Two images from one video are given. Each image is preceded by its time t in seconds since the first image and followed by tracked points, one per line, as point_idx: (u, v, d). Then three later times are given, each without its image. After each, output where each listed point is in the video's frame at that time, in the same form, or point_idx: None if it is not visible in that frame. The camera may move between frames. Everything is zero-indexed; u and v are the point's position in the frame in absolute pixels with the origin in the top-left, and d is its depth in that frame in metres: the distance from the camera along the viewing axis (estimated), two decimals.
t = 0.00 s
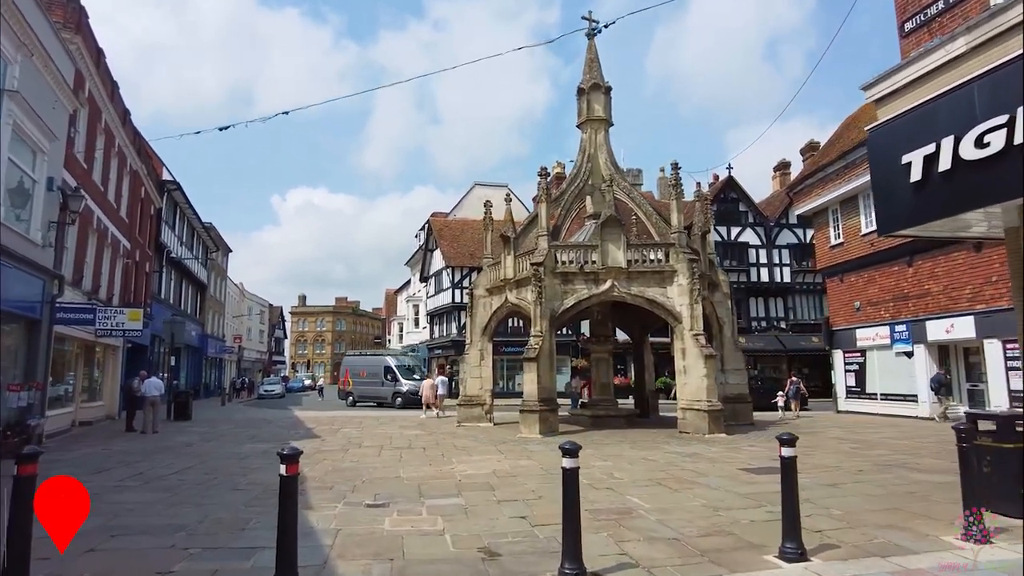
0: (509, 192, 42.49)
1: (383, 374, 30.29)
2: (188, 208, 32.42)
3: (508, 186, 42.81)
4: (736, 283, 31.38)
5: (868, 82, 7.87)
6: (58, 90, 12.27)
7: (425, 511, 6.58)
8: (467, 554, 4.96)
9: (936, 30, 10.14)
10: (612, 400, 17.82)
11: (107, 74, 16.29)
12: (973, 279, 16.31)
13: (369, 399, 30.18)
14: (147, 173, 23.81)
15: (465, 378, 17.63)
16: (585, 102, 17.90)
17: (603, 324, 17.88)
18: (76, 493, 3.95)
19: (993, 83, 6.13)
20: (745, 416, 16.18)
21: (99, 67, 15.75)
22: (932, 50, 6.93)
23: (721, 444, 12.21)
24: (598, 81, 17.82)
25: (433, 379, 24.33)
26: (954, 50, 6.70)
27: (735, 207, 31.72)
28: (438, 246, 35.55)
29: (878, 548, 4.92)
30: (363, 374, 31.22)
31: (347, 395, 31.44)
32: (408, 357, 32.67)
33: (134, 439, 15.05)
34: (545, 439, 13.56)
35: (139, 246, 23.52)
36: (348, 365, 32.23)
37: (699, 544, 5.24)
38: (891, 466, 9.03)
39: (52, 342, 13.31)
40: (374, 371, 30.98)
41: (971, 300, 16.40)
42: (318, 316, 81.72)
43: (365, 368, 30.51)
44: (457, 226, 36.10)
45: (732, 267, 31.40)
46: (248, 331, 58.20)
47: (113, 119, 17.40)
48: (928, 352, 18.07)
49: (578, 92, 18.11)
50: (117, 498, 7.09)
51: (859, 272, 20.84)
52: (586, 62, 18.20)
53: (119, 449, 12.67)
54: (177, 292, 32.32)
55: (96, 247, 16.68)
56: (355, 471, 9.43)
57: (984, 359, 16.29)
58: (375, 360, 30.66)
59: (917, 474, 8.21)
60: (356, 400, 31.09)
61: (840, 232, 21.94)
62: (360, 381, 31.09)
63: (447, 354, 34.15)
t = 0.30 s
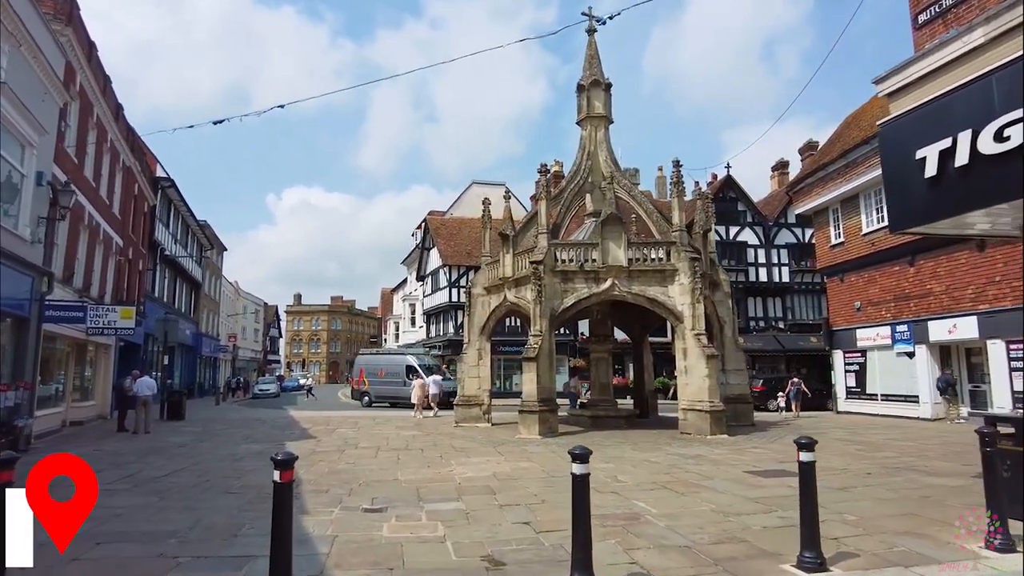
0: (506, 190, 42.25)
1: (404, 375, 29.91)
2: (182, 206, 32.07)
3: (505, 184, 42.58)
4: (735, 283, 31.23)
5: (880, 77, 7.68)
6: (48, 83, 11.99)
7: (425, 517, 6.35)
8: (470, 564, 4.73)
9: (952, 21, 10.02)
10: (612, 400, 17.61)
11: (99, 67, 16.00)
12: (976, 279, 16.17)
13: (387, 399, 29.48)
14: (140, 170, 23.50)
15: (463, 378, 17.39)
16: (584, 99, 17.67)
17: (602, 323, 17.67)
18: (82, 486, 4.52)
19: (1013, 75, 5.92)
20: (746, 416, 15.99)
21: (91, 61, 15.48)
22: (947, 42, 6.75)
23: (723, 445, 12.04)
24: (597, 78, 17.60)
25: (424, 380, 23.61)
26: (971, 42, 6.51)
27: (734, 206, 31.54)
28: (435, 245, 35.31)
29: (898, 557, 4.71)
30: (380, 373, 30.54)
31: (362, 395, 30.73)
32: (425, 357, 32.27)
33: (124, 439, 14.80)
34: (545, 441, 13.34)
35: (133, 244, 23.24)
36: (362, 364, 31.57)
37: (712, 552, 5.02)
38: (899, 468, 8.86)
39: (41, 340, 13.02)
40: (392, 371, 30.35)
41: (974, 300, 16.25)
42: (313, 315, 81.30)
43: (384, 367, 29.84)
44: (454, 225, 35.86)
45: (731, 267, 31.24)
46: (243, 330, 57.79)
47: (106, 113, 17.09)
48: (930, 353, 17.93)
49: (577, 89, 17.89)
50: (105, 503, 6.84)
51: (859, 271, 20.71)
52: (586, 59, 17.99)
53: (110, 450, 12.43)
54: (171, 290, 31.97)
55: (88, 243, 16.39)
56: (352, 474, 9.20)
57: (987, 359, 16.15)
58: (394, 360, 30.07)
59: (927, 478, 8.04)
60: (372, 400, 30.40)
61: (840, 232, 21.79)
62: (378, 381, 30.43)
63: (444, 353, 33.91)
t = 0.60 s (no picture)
0: (500, 189, 42.05)
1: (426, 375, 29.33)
2: (173, 204, 31.70)
3: (500, 183, 42.39)
4: (730, 283, 31.13)
5: (885, 71, 7.56)
6: (35, 76, 11.70)
7: (421, 521, 6.15)
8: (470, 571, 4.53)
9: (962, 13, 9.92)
10: (608, 400, 17.46)
11: (87, 62, 15.71)
12: (973, 279, 16.10)
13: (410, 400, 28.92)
14: (130, 167, 23.16)
15: (458, 377, 17.18)
16: (581, 96, 17.50)
17: (598, 322, 17.51)
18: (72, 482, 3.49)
19: None
20: (743, 416, 15.87)
21: (78, 55, 15.18)
22: (957, 34, 6.62)
23: (722, 445, 11.91)
24: (594, 75, 17.42)
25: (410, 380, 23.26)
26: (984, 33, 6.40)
27: (729, 206, 31.46)
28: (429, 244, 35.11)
29: (914, 564, 4.54)
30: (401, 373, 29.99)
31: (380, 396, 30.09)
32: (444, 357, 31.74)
33: (113, 440, 14.51)
34: (541, 442, 13.16)
35: (122, 242, 22.90)
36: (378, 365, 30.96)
37: (720, 559, 4.84)
38: (903, 470, 8.71)
39: (26, 340, 12.69)
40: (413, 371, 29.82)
41: (972, 300, 16.17)
42: (306, 315, 80.87)
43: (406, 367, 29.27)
44: (448, 224, 35.67)
45: (726, 267, 31.20)
46: (235, 329, 57.37)
47: (94, 107, 16.76)
48: (928, 352, 17.85)
49: (574, 86, 17.73)
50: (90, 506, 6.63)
51: (856, 271, 20.64)
52: (583, 56, 17.83)
53: (98, 452, 12.15)
54: (162, 289, 31.60)
55: (75, 240, 16.07)
56: (345, 476, 8.99)
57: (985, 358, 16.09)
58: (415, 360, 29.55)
59: (932, 479, 7.90)
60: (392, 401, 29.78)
61: (837, 232, 21.73)
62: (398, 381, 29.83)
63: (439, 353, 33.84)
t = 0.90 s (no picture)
0: (497, 189, 41.84)
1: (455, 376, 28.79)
2: (166, 203, 31.34)
3: (496, 183, 42.18)
4: (727, 283, 31.00)
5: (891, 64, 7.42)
6: (23, 70, 11.45)
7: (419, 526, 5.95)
8: None
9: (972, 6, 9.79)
10: (606, 401, 17.29)
11: (77, 57, 15.45)
12: (973, 278, 15.98)
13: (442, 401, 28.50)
14: (122, 165, 22.84)
15: (454, 378, 16.95)
16: (579, 94, 17.32)
17: (597, 322, 17.32)
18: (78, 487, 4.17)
19: None
20: (743, 417, 15.71)
21: (68, 50, 14.92)
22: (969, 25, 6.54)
23: (723, 447, 11.73)
24: (592, 72, 17.23)
25: (399, 380, 23.21)
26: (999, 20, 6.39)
27: (727, 205, 31.31)
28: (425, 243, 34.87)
29: (933, 572, 4.35)
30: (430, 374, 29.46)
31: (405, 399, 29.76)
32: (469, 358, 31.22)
33: (105, 442, 14.22)
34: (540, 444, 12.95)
35: (114, 241, 22.57)
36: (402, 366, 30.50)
37: (731, 566, 4.65)
38: (910, 471, 8.54)
39: (13, 340, 12.45)
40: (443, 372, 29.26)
41: (972, 298, 16.05)
42: (301, 315, 80.43)
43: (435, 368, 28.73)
44: (444, 223, 35.45)
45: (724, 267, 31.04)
46: (229, 329, 56.93)
47: (85, 104, 16.48)
48: (928, 353, 17.73)
49: (572, 83, 17.55)
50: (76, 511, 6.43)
51: (855, 271, 20.52)
52: (581, 53, 17.65)
53: (87, 454, 11.92)
54: (154, 289, 31.26)
55: (65, 238, 15.81)
56: (339, 479, 8.79)
57: (986, 358, 15.97)
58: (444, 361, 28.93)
59: (941, 481, 7.73)
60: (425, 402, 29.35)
61: (835, 231, 21.61)
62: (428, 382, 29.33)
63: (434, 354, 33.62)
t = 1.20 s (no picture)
0: (494, 188, 41.62)
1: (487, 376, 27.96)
2: (161, 201, 31.01)
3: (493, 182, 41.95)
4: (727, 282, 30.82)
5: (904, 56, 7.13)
6: (14, 65, 11.19)
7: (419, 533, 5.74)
8: None
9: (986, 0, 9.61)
10: (607, 401, 17.13)
11: (70, 52, 15.17)
12: (977, 277, 15.82)
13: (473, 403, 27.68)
14: (116, 162, 22.52)
15: (453, 378, 16.72)
16: (579, 91, 17.10)
17: (597, 321, 17.13)
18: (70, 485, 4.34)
19: None
20: (745, 418, 15.53)
21: (60, 44, 14.65)
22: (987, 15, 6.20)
23: (727, 448, 11.54)
24: (592, 68, 17.03)
25: (390, 379, 22.89)
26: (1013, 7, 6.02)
27: (727, 205, 31.12)
28: (422, 243, 34.62)
29: None
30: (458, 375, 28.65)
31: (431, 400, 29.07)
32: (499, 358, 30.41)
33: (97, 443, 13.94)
34: (541, 445, 12.73)
35: (108, 240, 22.26)
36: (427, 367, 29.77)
37: None
38: (920, 474, 8.36)
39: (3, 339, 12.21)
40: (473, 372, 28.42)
41: (977, 298, 15.89)
42: (297, 315, 80.09)
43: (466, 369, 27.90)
44: (442, 222, 35.23)
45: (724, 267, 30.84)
46: (225, 329, 56.58)
47: (77, 100, 16.18)
48: (930, 352, 17.59)
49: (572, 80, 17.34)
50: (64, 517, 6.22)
51: (856, 270, 20.36)
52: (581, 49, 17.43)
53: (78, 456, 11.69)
54: (149, 288, 30.92)
55: (57, 236, 15.54)
56: (337, 482, 8.58)
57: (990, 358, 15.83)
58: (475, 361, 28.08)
59: (954, 484, 7.55)
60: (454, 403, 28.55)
61: (836, 230, 21.44)
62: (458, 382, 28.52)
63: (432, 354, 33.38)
